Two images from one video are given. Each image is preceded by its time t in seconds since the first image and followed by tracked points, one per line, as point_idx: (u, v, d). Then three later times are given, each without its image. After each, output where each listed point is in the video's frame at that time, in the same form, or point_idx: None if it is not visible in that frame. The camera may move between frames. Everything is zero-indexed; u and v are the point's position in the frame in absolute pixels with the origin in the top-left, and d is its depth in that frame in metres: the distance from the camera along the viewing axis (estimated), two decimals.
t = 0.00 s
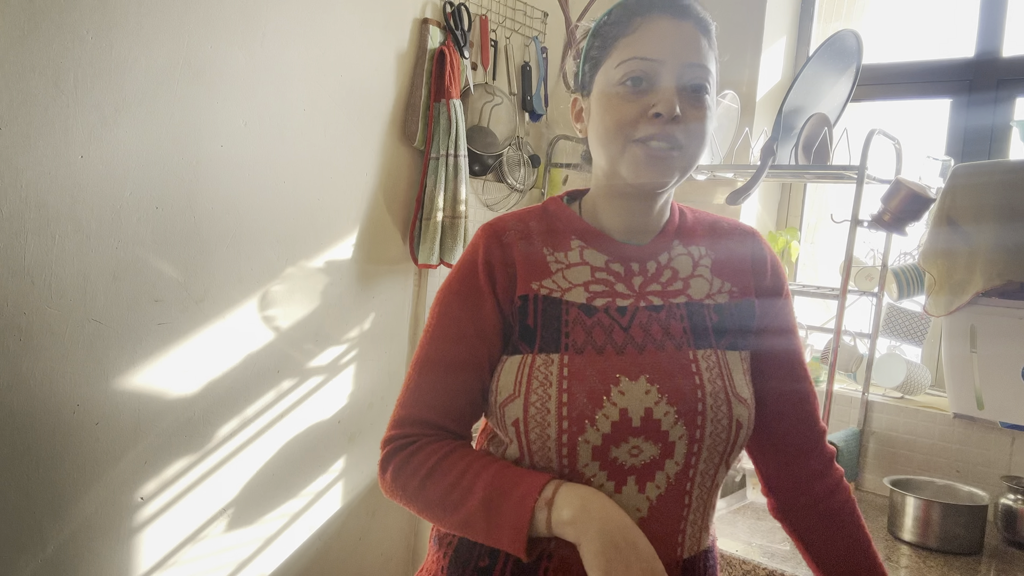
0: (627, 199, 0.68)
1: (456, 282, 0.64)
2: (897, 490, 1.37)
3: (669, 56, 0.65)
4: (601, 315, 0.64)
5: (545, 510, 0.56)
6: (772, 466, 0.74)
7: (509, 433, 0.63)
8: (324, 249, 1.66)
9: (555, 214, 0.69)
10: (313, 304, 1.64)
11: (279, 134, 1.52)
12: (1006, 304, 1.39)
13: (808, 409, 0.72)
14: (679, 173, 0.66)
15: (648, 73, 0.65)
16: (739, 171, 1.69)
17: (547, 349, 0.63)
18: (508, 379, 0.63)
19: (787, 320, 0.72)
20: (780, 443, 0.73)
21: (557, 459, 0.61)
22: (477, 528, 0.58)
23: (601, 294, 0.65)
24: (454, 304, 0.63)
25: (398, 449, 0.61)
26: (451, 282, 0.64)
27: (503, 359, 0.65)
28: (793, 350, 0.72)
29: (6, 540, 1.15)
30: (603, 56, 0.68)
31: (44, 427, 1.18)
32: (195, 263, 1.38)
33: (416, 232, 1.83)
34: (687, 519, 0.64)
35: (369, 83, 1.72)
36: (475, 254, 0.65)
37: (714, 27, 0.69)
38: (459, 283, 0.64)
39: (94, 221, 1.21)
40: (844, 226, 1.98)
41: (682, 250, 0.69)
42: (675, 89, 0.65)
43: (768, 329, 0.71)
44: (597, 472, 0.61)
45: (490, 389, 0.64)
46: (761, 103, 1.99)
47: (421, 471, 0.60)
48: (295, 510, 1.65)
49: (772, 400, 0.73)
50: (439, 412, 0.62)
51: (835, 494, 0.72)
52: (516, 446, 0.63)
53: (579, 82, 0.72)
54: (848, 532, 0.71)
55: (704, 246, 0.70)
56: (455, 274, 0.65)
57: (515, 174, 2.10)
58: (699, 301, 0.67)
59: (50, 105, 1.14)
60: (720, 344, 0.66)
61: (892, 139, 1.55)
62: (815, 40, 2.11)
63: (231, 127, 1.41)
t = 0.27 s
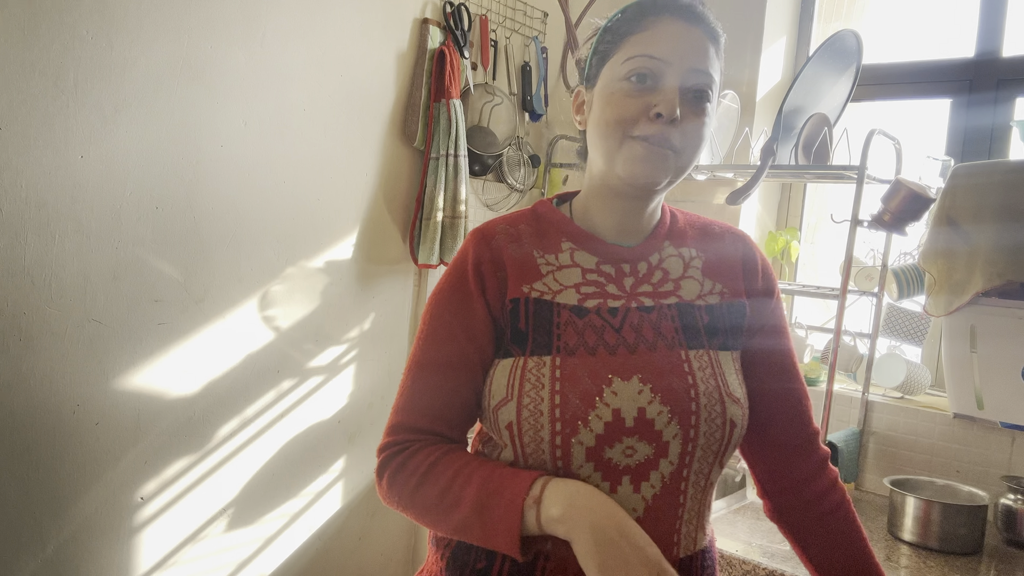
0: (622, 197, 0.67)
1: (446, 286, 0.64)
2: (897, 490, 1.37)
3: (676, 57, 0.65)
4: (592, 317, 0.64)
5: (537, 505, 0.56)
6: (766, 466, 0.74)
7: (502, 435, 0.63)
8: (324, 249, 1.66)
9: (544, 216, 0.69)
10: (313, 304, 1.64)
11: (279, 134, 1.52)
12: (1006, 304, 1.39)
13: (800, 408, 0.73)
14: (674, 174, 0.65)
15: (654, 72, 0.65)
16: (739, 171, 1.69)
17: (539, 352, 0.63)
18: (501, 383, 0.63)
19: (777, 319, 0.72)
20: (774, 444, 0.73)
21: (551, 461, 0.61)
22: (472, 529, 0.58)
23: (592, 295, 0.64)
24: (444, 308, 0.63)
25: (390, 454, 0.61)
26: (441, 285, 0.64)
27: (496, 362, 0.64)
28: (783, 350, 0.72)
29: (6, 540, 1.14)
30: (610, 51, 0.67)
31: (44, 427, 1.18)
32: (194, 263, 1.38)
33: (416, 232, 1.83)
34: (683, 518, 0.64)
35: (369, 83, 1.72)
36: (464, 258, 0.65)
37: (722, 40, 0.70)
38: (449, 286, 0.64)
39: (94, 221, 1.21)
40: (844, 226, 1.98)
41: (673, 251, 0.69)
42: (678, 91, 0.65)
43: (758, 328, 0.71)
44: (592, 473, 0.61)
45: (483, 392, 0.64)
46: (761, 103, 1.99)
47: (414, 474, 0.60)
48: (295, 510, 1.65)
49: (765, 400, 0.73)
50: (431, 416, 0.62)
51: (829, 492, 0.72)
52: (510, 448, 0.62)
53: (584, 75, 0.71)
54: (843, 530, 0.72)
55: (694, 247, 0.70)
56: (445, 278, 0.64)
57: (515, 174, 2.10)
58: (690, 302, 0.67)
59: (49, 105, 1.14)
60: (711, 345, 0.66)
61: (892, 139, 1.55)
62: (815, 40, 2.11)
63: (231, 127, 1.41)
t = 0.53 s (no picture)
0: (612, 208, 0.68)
1: (446, 282, 0.63)
2: (897, 490, 1.37)
3: (661, 70, 0.65)
4: (591, 316, 0.64)
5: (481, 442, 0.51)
6: (764, 468, 0.74)
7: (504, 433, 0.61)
8: (324, 249, 1.65)
9: (542, 215, 0.69)
10: (313, 304, 1.64)
11: (279, 134, 1.51)
12: (1006, 304, 1.39)
13: (797, 408, 0.73)
14: (660, 189, 0.67)
15: (639, 85, 0.65)
16: (739, 171, 1.69)
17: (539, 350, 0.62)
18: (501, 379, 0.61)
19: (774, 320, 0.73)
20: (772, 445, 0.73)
21: (551, 460, 0.61)
22: (425, 474, 0.55)
23: (590, 294, 0.65)
24: (444, 304, 0.63)
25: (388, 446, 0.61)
26: (440, 283, 0.64)
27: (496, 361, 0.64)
28: (780, 350, 0.73)
29: (6, 540, 1.14)
30: (598, 60, 0.68)
31: (44, 427, 1.18)
32: (194, 263, 1.38)
33: (416, 232, 1.83)
34: (682, 518, 0.64)
35: (369, 83, 1.71)
36: (461, 257, 0.65)
37: (716, 39, 0.69)
38: (448, 282, 0.63)
39: (94, 221, 1.21)
40: (844, 226, 1.98)
41: (671, 251, 0.69)
42: (664, 103, 0.65)
43: (755, 328, 0.72)
44: (592, 472, 0.61)
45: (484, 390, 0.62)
46: (761, 103, 1.99)
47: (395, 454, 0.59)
48: (295, 510, 1.65)
49: (762, 401, 0.73)
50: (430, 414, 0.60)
51: (826, 492, 0.72)
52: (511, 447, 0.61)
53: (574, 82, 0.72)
54: (841, 530, 0.72)
55: (691, 248, 0.71)
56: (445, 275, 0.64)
57: (515, 174, 2.10)
58: (688, 302, 0.67)
59: (50, 104, 1.13)
60: (710, 345, 0.66)
61: (892, 139, 1.55)
62: (815, 40, 2.11)
63: (231, 127, 1.41)
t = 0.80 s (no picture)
0: (601, 209, 0.69)
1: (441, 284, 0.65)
2: (897, 490, 1.37)
3: (625, 65, 0.66)
4: (588, 317, 0.64)
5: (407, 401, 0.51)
6: (761, 470, 0.74)
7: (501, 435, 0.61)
8: (324, 249, 1.65)
9: (538, 216, 0.69)
10: (313, 304, 1.64)
11: (279, 134, 1.51)
12: (1006, 304, 1.39)
13: (795, 409, 0.73)
14: (644, 184, 0.67)
15: (604, 84, 0.66)
16: (739, 171, 1.69)
17: (536, 351, 0.62)
18: (499, 381, 0.61)
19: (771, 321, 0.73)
20: (770, 447, 0.73)
21: (549, 461, 0.61)
22: (403, 453, 0.59)
23: (587, 294, 0.65)
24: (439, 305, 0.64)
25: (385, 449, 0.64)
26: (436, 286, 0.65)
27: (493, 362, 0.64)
28: (777, 350, 0.73)
29: (6, 541, 1.14)
30: (565, 64, 0.69)
31: (44, 427, 1.18)
32: (194, 263, 1.38)
33: (416, 232, 1.83)
34: (681, 519, 0.64)
35: (368, 82, 1.71)
36: (455, 261, 0.66)
37: (685, 24, 0.69)
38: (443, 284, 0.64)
39: (94, 221, 1.21)
40: (844, 226, 1.98)
41: (667, 252, 0.69)
42: (634, 98, 0.66)
43: (753, 329, 0.72)
44: (591, 474, 0.61)
45: (481, 392, 0.62)
46: (761, 103, 1.99)
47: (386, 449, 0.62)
48: (295, 510, 1.65)
49: (759, 402, 0.73)
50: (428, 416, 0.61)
51: (825, 494, 0.72)
52: (509, 448, 0.61)
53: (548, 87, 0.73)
54: (840, 531, 0.72)
55: (688, 249, 0.71)
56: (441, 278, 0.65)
57: (515, 174, 2.10)
58: (685, 303, 0.67)
59: (50, 105, 1.13)
60: (708, 346, 0.67)
61: (892, 139, 1.55)
62: (815, 40, 2.11)
63: (231, 127, 1.41)
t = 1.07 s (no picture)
0: (601, 206, 0.69)
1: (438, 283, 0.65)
2: (897, 490, 1.37)
3: (609, 59, 0.66)
4: (585, 318, 0.64)
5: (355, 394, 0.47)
6: (758, 471, 0.74)
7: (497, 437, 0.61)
8: (324, 249, 1.66)
9: (535, 216, 0.70)
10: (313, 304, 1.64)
11: (279, 134, 1.52)
12: (1006, 304, 1.39)
13: (792, 409, 0.73)
14: (644, 173, 0.66)
15: (592, 79, 0.66)
16: (739, 171, 1.69)
17: (532, 353, 0.62)
18: (494, 383, 0.62)
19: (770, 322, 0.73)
20: (768, 448, 0.73)
21: (546, 463, 0.61)
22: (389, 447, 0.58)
23: (584, 295, 0.65)
24: (435, 306, 0.64)
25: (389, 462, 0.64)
26: (433, 286, 0.65)
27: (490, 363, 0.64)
28: (776, 350, 0.73)
29: (6, 540, 1.14)
30: (548, 66, 0.70)
31: (44, 427, 1.18)
32: (194, 263, 1.38)
33: (415, 232, 1.83)
34: (678, 521, 0.64)
35: (368, 82, 1.71)
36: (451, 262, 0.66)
37: (660, 14, 0.70)
38: (440, 284, 0.65)
39: (94, 221, 1.21)
40: (844, 226, 1.98)
41: (665, 252, 0.69)
42: (623, 89, 0.66)
43: (751, 329, 0.72)
44: (587, 477, 0.61)
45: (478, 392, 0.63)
46: (761, 103, 1.99)
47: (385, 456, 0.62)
48: (295, 510, 1.65)
49: (756, 403, 0.73)
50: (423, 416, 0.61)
51: (823, 495, 0.72)
52: (506, 450, 0.62)
53: (534, 93, 0.74)
54: (838, 533, 0.72)
55: (687, 249, 0.71)
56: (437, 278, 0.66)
57: (515, 174, 2.10)
58: (683, 304, 0.67)
59: (50, 105, 1.14)
60: (706, 347, 0.66)
61: (892, 139, 1.55)
62: (815, 40, 2.11)
63: (231, 127, 1.41)
